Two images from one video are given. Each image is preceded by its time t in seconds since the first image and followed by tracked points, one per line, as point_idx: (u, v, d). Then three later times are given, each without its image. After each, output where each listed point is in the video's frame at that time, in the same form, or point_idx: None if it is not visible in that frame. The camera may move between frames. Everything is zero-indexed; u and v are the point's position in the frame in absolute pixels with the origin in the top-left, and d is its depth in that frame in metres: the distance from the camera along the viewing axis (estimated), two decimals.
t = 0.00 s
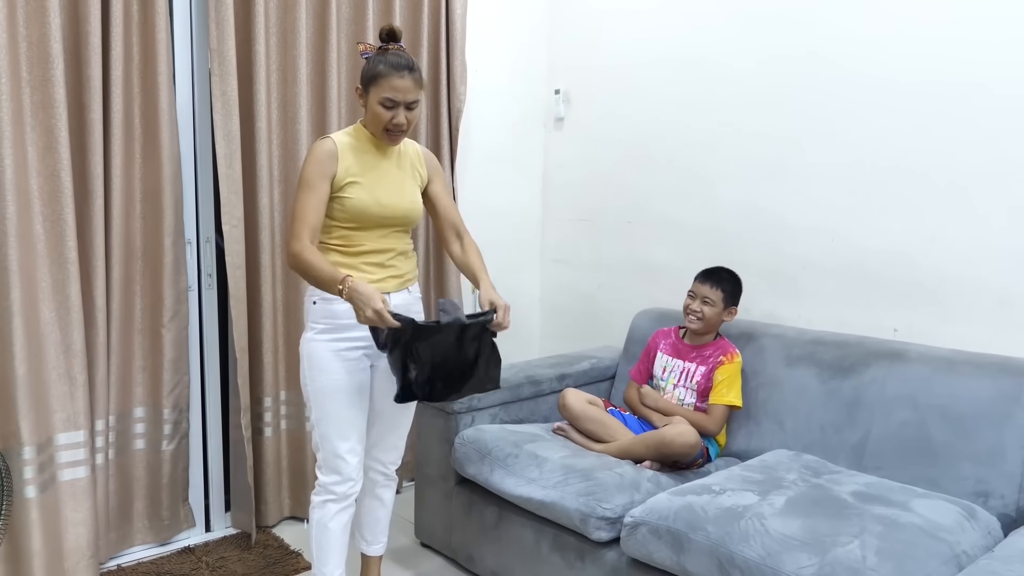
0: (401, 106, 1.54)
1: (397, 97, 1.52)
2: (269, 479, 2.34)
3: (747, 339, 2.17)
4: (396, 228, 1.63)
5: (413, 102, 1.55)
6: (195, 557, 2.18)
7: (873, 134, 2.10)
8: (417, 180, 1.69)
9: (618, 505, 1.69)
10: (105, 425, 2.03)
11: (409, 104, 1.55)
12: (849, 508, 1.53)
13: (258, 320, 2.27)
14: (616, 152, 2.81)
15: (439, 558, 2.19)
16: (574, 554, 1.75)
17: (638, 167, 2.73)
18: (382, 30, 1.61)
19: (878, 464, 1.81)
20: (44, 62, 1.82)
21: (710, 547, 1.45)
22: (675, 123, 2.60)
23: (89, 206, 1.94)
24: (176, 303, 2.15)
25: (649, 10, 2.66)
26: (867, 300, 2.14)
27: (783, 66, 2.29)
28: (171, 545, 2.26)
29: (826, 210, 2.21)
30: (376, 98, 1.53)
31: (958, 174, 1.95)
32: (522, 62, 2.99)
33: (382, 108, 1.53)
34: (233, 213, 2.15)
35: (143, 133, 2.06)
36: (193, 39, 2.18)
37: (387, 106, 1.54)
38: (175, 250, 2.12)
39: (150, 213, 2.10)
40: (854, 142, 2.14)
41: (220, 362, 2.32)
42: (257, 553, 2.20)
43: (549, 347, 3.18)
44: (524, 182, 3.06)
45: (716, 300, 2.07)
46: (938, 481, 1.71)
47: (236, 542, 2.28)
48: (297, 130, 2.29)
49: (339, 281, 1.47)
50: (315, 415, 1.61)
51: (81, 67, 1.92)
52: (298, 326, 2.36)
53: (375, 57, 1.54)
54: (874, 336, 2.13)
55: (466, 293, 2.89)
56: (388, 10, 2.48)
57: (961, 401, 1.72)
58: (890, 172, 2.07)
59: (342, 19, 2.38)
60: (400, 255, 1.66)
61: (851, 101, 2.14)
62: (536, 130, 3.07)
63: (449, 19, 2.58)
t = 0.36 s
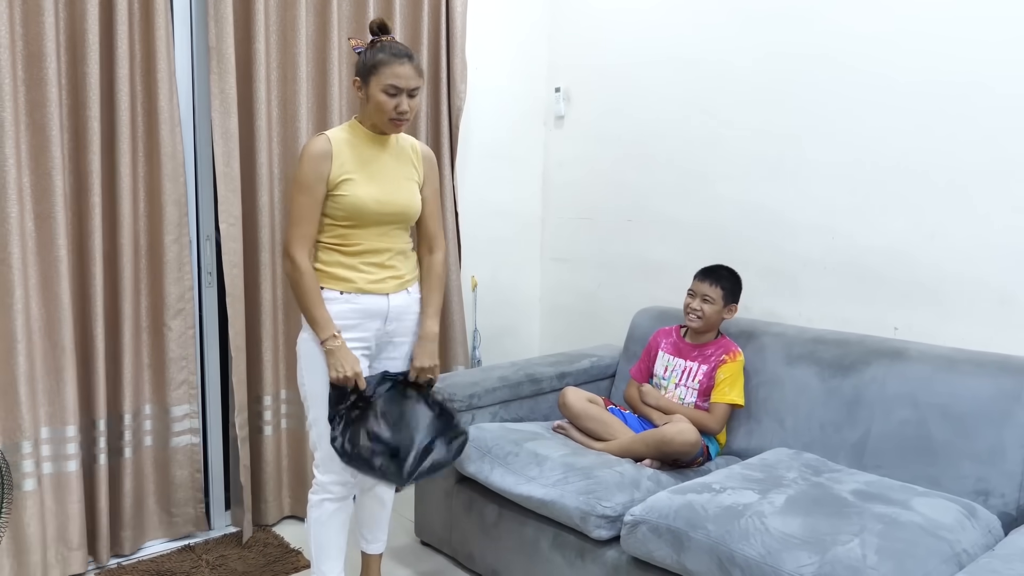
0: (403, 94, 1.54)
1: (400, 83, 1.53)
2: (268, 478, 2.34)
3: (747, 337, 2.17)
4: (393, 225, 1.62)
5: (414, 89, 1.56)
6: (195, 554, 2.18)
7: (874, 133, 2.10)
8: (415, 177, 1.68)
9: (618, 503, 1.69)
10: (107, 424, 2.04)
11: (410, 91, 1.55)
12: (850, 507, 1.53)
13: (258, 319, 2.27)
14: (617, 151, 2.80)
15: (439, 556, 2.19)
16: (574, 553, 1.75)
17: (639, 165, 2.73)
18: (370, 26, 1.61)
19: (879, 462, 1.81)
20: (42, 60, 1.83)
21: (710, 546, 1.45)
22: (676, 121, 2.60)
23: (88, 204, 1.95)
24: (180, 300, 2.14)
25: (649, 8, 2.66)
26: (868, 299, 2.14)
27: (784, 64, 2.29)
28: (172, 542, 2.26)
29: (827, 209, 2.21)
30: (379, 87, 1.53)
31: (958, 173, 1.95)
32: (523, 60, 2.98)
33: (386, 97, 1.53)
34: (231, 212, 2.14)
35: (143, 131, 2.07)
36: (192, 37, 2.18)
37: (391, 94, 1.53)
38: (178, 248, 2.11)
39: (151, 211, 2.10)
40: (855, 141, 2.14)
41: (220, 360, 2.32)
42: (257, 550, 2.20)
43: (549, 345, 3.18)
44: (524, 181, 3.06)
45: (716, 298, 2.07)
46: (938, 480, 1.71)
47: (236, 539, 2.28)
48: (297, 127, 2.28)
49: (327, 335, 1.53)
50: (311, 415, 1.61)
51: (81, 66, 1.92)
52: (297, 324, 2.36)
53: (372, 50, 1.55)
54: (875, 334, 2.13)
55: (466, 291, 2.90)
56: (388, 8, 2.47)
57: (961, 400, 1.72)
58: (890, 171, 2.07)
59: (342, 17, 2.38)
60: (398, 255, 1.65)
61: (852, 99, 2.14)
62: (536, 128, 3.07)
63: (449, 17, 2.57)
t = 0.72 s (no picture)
0: (411, 91, 1.58)
1: (410, 80, 1.56)
2: (269, 478, 2.34)
3: (746, 336, 2.17)
4: (390, 224, 1.63)
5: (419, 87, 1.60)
6: (195, 552, 2.19)
7: (874, 131, 2.10)
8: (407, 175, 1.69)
9: (618, 502, 1.70)
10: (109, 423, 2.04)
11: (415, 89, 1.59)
12: (849, 505, 1.54)
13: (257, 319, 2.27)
14: (617, 149, 2.80)
15: (439, 555, 2.19)
16: (573, 551, 1.76)
17: (638, 164, 2.73)
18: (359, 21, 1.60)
19: (878, 461, 1.81)
20: (43, 60, 1.83)
21: (710, 544, 1.45)
22: (676, 120, 2.60)
23: (87, 203, 1.96)
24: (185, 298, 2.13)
25: (648, 7, 2.66)
26: (868, 298, 2.14)
27: (784, 62, 2.29)
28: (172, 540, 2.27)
29: (826, 207, 2.21)
30: (389, 83, 1.55)
31: (958, 171, 1.95)
32: (523, 59, 2.98)
33: (397, 93, 1.55)
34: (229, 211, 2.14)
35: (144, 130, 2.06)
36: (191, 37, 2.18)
37: (401, 91, 1.56)
38: (184, 247, 2.11)
39: (156, 210, 2.10)
40: (854, 139, 2.14)
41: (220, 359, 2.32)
42: (256, 549, 2.21)
43: (549, 344, 3.18)
44: (524, 180, 3.06)
45: (716, 298, 2.07)
46: (937, 478, 1.72)
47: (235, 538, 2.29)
48: (296, 126, 2.28)
49: (330, 333, 1.52)
50: (309, 417, 1.61)
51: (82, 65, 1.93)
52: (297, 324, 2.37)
53: (374, 46, 1.56)
54: (874, 333, 2.13)
55: (466, 291, 2.90)
56: (388, 7, 2.47)
57: (960, 399, 1.72)
58: (890, 169, 2.07)
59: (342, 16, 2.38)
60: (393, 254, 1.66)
61: (852, 98, 2.14)
62: (536, 127, 3.07)
63: (448, 16, 2.57)
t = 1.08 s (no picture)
0: (411, 88, 1.60)
1: (411, 77, 1.58)
2: (268, 478, 2.34)
3: (746, 336, 2.17)
4: (389, 225, 1.63)
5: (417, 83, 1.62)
6: (195, 553, 2.19)
7: (873, 131, 2.10)
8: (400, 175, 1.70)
9: (617, 502, 1.70)
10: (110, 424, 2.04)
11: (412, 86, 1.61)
12: (848, 505, 1.54)
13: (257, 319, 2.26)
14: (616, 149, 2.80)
15: (439, 555, 2.19)
16: (573, 551, 1.76)
17: (637, 165, 2.73)
18: (350, 19, 1.58)
19: (877, 460, 1.81)
20: (43, 61, 1.83)
21: (709, 544, 1.45)
22: (675, 120, 2.60)
23: (87, 205, 1.96)
24: (185, 299, 2.13)
25: (647, 8, 2.66)
26: (867, 297, 2.14)
27: (782, 63, 2.29)
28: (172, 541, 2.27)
29: (825, 206, 2.21)
30: (392, 81, 1.56)
31: (956, 170, 1.95)
32: (521, 60, 2.98)
33: (400, 90, 1.57)
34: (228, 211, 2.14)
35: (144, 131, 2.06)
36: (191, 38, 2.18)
37: (404, 88, 1.58)
38: (184, 248, 2.11)
39: (156, 211, 2.10)
40: (853, 139, 2.14)
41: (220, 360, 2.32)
42: (256, 550, 2.21)
43: (548, 344, 3.18)
44: (523, 180, 3.06)
45: (716, 297, 2.07)
46: (937, 477, 1.72)
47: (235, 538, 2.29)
48: (295, 127, 2.28)
49: (330, 340, 1.53)
50: (308, 423, 1.61)
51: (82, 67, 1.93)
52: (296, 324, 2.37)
53: (372, 44, 1.56)
54: (873, 332, 2.13)
55: (466, 291, 2.91)
56: (386, 7, 2.47)
57: (960, 398, 1.72)
58: (888, 169, 2.07)
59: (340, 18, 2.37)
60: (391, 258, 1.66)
61: (850, 97, 2.14)
62: (535, 127, 3.07)
63: (448, 16, 2.57)
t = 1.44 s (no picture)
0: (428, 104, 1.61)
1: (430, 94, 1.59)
2: (267, 478, 2.34)
3: (746, 335, 2.17)
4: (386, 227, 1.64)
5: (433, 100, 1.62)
6: (195, 554, 2.18)
7: (872, 131, 2.10)
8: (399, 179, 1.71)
9: (617, 502, 1.70)
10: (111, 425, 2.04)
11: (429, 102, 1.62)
12: (848, 505, 1.54)
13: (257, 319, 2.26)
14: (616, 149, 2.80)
15: (439, 555, 2.19)
16: (573, 552, 1.76)
17: (636, 165, 2.73)
18: (377, 22, 1.58)
19: (877, 460, 1.81)
20: (43, 61, 1.83)
21: (709, 544, 1.45)
22: (675, 121, 2.60)
23: (88, 205, 1.96)
24: (185, 299, 2.13)
25: (646, 8, 2.66)
26: (866, 297, 2.14)
27: (781, 64, 2.30)
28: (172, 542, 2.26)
29: (825, 206, 2.21)
30: (411, 97, 1.56)
31: (956, 170, 1.95)
32: (520, 61, 2.98)
33: (417, 106, 1.58)
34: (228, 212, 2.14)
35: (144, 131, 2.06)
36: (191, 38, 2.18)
37: (421, 104, 1.58)
38: (182, 249, 2.10)
39: (155, 212, 2.10)
40: (853, 139, 2.14)
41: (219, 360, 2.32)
42: (257, 550, 2.20)
43: (548, 345, 3.17)
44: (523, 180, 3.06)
45: (716, 297, 2.07)
46: (937, 477, 1.72)
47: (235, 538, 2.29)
48: (294, 127, 2.28)
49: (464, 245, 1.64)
50: (304, 426, 1.61)
51: (82, 68, 1.93)
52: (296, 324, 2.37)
53: (395, 54, 1.55)
54: (873, 332, 2.14)
55: (465, 292, 2.91)
56: (386, 8, 2.47)
57: (960, 398, 1.72)
58: (888, 169, 2.07)
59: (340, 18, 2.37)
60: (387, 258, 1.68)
61: (850, 97, 2.14)
62: (534, 127, 3.07)
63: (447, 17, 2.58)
